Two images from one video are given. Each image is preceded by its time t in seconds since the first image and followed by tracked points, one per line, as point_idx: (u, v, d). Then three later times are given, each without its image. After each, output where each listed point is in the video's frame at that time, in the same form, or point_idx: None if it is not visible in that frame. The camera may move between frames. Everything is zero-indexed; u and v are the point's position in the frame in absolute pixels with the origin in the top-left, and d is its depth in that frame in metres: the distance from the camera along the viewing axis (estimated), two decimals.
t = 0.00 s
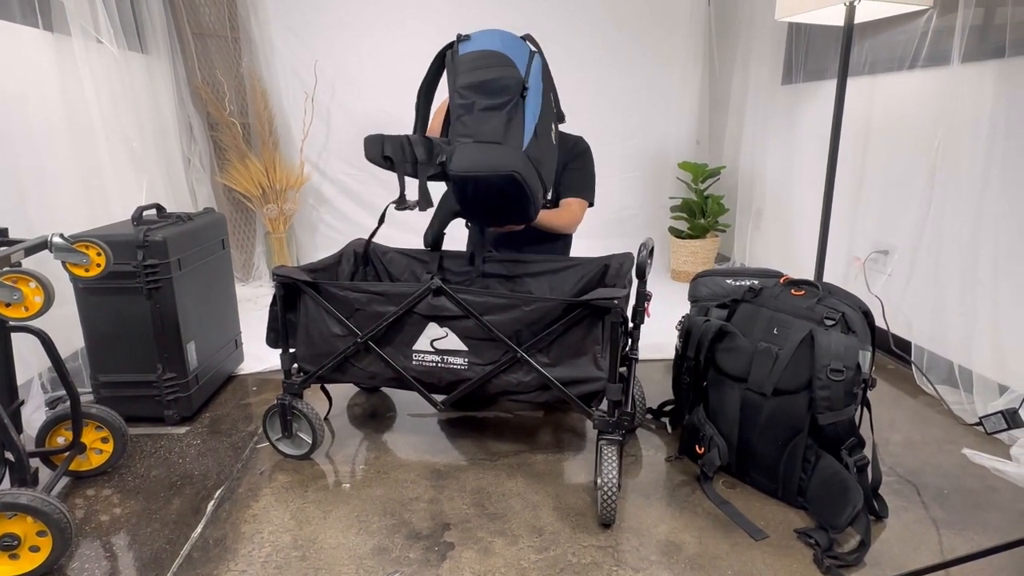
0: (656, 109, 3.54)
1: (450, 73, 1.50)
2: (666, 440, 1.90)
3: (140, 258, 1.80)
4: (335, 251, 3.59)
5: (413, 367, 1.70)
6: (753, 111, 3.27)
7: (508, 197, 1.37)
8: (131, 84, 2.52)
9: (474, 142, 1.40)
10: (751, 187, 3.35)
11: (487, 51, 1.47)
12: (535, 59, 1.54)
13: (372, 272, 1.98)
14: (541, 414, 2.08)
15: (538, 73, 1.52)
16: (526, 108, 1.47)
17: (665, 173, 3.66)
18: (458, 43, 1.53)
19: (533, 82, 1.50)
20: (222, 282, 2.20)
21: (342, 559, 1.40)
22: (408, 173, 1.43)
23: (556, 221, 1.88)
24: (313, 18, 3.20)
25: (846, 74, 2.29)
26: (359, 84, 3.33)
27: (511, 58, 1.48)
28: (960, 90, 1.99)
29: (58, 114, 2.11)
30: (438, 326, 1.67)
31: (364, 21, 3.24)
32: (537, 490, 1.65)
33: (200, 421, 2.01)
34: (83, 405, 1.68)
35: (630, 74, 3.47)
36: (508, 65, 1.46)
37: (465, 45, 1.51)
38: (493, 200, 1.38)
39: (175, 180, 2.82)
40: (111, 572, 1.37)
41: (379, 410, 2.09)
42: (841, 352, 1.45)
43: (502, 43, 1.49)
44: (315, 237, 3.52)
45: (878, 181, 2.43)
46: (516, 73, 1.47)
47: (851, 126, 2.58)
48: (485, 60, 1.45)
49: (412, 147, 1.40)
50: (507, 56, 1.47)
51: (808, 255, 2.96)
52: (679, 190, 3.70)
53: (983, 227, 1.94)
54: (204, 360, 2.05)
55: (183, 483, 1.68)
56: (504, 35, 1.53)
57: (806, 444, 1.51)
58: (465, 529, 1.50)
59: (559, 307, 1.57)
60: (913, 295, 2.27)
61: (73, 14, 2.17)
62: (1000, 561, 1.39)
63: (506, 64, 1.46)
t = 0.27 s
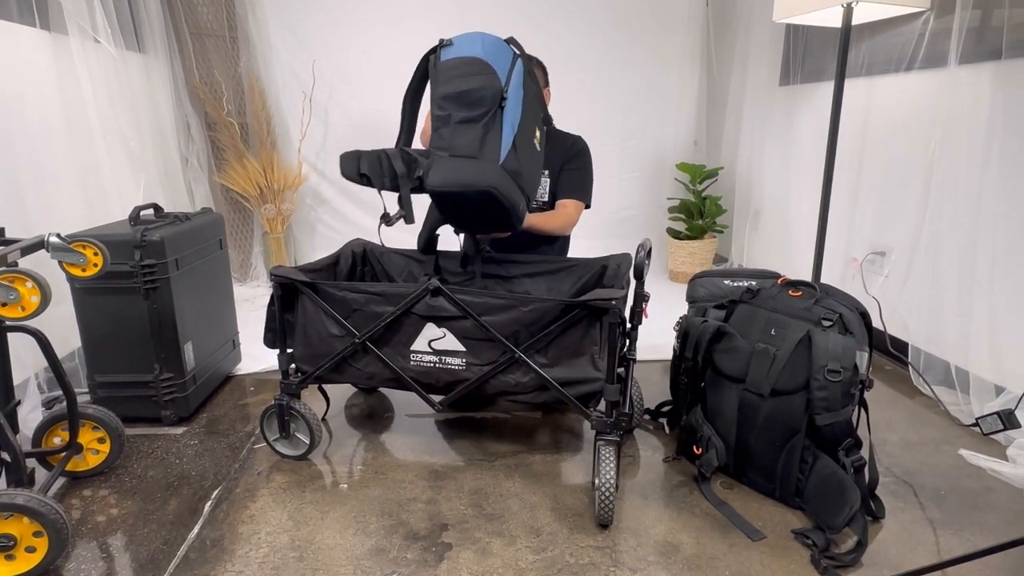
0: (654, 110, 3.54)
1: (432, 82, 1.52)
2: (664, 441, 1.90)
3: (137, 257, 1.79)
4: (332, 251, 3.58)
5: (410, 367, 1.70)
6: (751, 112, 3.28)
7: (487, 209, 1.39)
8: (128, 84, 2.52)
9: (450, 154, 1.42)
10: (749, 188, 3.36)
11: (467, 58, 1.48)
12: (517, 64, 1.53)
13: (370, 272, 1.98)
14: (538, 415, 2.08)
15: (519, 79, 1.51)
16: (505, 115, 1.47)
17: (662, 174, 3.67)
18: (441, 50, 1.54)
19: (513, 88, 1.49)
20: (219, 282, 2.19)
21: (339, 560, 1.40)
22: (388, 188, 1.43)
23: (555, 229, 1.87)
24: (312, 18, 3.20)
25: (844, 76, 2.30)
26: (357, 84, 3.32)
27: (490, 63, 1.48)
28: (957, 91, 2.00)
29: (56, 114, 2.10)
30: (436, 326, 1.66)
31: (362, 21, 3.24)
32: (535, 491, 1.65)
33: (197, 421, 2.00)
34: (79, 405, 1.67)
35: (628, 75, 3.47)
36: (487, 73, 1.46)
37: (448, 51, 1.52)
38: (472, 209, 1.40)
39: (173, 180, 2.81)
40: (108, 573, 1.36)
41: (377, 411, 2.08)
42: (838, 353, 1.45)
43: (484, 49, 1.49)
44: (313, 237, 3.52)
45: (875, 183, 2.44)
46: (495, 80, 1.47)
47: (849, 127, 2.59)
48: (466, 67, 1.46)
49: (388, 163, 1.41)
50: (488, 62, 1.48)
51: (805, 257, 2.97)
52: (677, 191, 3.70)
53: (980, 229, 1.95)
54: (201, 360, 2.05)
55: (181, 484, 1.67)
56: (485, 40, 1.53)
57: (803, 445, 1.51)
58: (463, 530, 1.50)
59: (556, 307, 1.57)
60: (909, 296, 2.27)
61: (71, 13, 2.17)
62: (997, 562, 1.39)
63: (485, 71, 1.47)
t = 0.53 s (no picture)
0: (653, 110, 3.54)
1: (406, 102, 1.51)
2: (662, 442, 1.90)
3: (135, 257, 1.79)
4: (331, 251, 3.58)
5: (409, 368, 1.69)
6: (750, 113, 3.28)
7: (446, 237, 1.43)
8: (127, 83, 2.52)
9: (413, 183, 1.43)
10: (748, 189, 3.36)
11: (440, 83, 1.45)
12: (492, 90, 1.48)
13: (369, 272, 1.97)
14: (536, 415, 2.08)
15: (490, 108, 1.46)
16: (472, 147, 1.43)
17: (661, 175, 3.67)
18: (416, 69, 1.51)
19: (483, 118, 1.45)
20: (218, 282, 2.19)
21: (337, 561, 1.40)
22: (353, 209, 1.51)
23: (558, 231, 1.85)
24: (311, 17, 3.20)
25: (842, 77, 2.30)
26: (356, 84, 3.32)
27: (460, 89, 1.44)
28: (955, 93, 2.00)
29: (54, 113, 2.10)
30: (434, 327, 1.66)
31: (361, 21, 3.23)
32: (533, 491, 1.65)
33: (195, 421, 2.00)
34: (77, 405, 1.67)
35: (627, 76, 3.47)
36: (459, 101, 1.44)
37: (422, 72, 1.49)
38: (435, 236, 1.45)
39: (171, 180, 2.81)
40: (105, 573, 1.36)
41: (376, 411, 2.08)
42: (836, 354, 1.45)
43: (458, 73, 1.46)
44: (311, 237, 3.51)
45: (874, 184, 2.44)
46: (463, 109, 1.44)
47: (847, 128, 2.59)
48: (438, 92, 1.44)
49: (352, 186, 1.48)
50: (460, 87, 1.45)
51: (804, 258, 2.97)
52: (676, 191, 3.71)
53: (978, 230, 1.95)
54: (199, 360, 2.05)
55: (179, 484, 1.67)
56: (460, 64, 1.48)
57: (802, 446, 1.51)
58: (461, 531, 1.50)
59: (555, 308, 1.57)
60: (908, 296, 2.27)
61: (70, 12, 2.16)
62: (994, 563, 1.39)
63: (455, 99, 1.44)
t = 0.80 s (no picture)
0: (653, 111, 3.54)
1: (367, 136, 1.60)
2: (661, 442, 1.90)
3: (134, 257, 1.79)
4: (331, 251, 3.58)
5: (408, 368, 1.69)
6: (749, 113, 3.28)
7: (394, 271, 1.59)
8: (126, 83, 2.51)
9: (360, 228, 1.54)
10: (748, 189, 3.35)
11: (395, 120, 1.54)
12: (445, 133, 1.54)
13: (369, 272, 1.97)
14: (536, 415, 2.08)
15: (440, 152, 1.51)
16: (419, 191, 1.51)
17: (661, 175, 3.67)
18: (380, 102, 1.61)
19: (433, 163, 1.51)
20: (217, 282, 2.19)
21: (335, 561, 1.40)
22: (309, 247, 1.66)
23: (547, 228, 1.82)
24: (310, 17, 3.19)
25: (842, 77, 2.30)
26: (355, 83, 3.32)
27: (412, 131, 1.53)
28: (955, 93, 2.00)
29: (52, 113, 2.10)
30: (433, 327, 1.68)
31: (360, 21, 3.23)
32: (532, 492, 1.65)
33: (194, 421, 2.00)
34: (75, 405, 1.67)
35: (627, 75, 3.47)
36: (411, 142, 1.52)
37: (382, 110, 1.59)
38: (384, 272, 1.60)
39: (170, 180, 2.81)
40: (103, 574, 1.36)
41: (375, 411, 2.08)
42: (835, 355, 1.45)
43: (413, 114, 1.54)
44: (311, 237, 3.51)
45: (873, 184, 2.44)
46: (413, 152, 1.52)
47: (847, 128, 2.59)
48: (393, 134, 1.53)
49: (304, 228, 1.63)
50: (413, 130, 1.53)
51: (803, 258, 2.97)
52: (675, 191, 3.71)
53: (977, 232, 1.95)
54: (198, 360, 2.05)
55: (177, 484, 1.67)
56: (419, 104, 1.56)
57: (801, 446, 1.51)
58: (460, 531, 1.50)
59: (553, 307, 1.57)
60: (907, 297, 2.27)
61: (68, 12, 2.16)
62: (993, 564, 1.39)
63: (406, 142, 1.52)
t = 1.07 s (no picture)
0: (653, 110, 3.54)
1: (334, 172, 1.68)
2: (661, 442, 1.90)
3: (134, 256, 1.79)
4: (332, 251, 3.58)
5: (405, 367, 1.69)
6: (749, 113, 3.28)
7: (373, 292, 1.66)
8: (127, 83, 2.51)
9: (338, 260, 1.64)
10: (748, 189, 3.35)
11: (356, 162, 1.62)
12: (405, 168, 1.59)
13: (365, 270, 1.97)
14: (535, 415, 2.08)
15: (401, 189, 1.57)
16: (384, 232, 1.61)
17: (661, 175, 3.67)
18: (342, 141, 1.68)
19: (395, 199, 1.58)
20: (217, 282, 2.19)
21: (335, 561, 1.40)
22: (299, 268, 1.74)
23: (536, 231, 1.83)
24: (310, 17, 3.19)
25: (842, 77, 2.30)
26: (355, 83, 3.32)
27: (373, 172, 1.61)
28: (956, 93, 2.00)
29: (53, 112, 2.10)
30: (431, 326, 1.68)
31: (360, 21, 3.23)
32: (532, 492, 1.65)
33: (194, 421, 2.00)
34: (75, 404, 1.67)
35: (627, 75, 3.47)
36: (373, 183, 1.60)
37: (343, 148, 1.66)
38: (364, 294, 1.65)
39: (171, 180, 2.81)
40: (103, 574, 1.36)
41: (375, 411, 2.08)
42: (835, 355, 1.45)
43: (372, 155, 1.61)
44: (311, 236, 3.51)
45: (874, 184, 2.43)
46: (376, 193, 1.60)
47: (848, 128, 2.59)
48: (354, 176, 1.61)
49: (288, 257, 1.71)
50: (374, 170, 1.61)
51: (803, 258, 2.97)
52: (676, 191, 3.70)
53: (977, 232, 1.95)
54: (198, 360, 2.04)
55: (177, 484, 1.67)
56: (377, 143, 1.63)
57: (800, 446, 1.51)
58: (460, 531, 1.50)
59: (551, 307, 1.57)
60: (906, 297, 2.27)
61: (68, 11, 2.16)
62: (993, 565, 1.39)
63: (367, 183, 1.60)
